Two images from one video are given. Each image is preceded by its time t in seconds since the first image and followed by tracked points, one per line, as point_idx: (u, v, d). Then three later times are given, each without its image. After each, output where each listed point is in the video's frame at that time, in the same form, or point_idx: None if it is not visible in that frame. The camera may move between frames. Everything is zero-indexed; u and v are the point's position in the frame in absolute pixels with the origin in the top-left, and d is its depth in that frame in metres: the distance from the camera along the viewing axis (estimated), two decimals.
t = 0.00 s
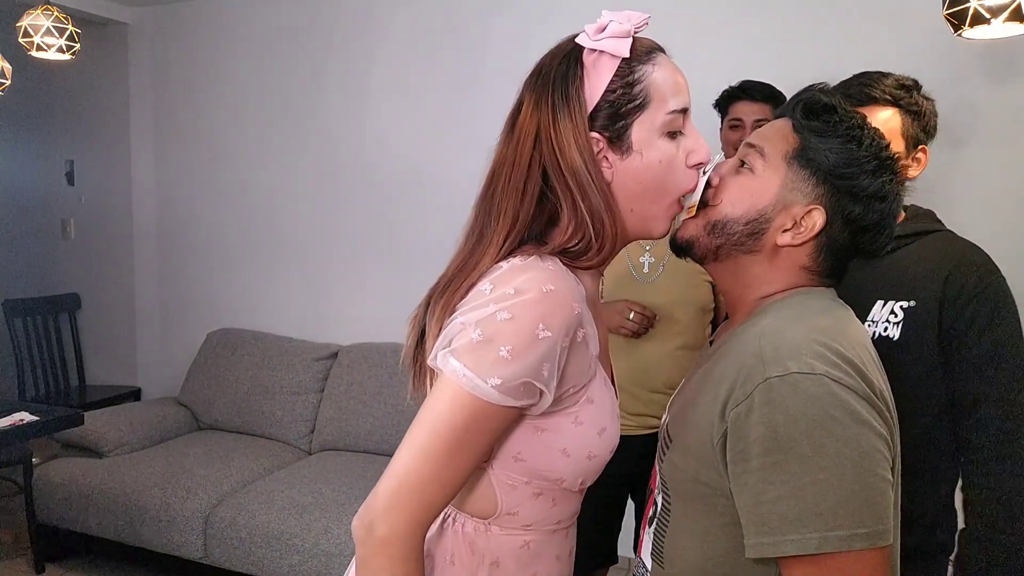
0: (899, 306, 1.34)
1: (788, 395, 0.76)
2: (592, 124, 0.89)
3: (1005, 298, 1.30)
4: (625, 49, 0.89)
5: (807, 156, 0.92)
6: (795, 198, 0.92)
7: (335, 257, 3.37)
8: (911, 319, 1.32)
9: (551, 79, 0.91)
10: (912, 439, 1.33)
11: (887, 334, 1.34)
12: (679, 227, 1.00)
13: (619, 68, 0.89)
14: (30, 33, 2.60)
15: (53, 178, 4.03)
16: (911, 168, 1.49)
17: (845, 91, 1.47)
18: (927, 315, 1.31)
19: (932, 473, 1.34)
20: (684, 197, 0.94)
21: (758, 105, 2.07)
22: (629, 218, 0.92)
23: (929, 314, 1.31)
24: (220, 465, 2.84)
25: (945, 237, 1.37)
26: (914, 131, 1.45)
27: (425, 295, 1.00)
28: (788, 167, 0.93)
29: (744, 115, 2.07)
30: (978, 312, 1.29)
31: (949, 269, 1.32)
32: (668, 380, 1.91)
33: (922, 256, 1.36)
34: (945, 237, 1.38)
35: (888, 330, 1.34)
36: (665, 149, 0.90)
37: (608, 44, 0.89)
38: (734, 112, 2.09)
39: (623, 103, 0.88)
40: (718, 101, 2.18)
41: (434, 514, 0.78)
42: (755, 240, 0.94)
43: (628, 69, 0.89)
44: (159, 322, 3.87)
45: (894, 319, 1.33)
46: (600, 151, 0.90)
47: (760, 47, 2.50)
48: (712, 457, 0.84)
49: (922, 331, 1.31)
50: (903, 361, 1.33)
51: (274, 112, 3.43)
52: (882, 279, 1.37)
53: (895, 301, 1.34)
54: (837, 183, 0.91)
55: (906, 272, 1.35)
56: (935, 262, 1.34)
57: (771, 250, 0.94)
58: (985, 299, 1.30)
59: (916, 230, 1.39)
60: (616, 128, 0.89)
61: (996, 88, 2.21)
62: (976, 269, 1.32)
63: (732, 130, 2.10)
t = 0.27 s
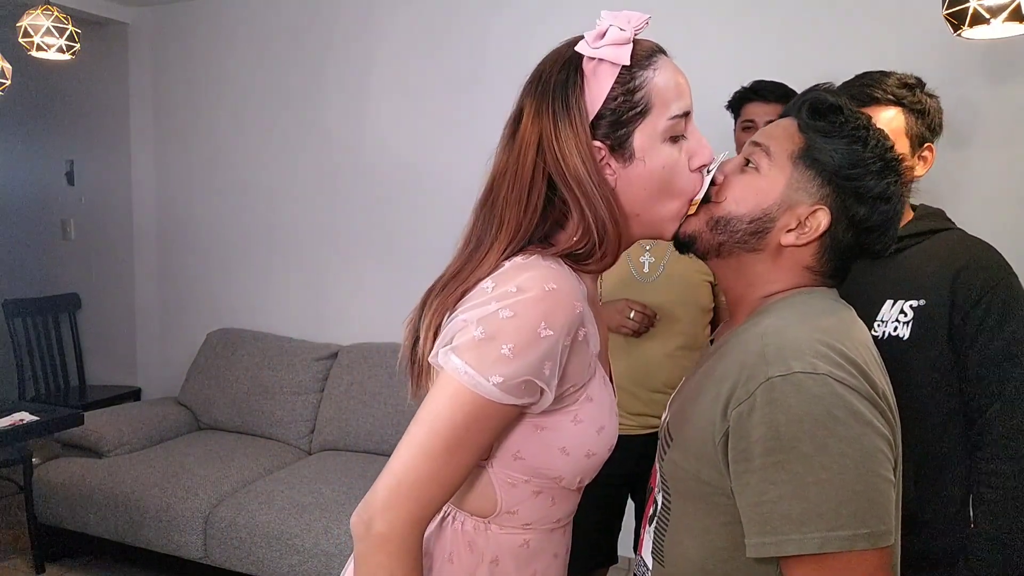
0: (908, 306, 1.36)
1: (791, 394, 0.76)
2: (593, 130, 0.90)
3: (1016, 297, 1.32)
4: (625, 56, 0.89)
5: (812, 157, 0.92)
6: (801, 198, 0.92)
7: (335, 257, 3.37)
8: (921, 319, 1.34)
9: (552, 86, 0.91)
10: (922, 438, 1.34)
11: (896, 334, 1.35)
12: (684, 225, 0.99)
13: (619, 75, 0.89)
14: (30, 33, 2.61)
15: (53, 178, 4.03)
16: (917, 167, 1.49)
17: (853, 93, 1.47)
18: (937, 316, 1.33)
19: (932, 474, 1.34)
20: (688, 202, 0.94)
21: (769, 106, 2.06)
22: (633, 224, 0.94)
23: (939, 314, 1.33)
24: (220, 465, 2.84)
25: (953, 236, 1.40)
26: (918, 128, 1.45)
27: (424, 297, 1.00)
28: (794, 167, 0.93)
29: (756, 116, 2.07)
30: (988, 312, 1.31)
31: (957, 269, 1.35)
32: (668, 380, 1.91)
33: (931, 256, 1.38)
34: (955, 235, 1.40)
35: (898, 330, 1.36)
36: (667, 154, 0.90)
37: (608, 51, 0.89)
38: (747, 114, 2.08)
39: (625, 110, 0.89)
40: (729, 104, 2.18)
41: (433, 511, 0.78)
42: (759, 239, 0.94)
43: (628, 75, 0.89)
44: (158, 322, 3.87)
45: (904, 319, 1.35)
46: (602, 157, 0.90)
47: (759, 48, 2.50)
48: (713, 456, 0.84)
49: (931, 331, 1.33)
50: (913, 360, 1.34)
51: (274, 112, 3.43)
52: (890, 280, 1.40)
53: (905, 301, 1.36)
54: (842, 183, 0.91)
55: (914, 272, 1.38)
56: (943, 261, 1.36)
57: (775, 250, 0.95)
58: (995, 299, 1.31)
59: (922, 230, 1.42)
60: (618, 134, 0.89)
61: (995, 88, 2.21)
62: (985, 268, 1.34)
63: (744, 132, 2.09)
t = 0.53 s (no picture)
0: (915, 308, 1.36)
1: (794, 394, 0.77)
2: (587, 127, 0.90)
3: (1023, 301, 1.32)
4: (615, 53, 0.90)
5: (814, 154, 0.92)
6: (801, 197, 0.92)
7: (335, 257, 3.37)
8: (928, 321, 1.34)
9: (543, 85, 0.92)
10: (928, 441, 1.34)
11: (904, 336, 1.35)
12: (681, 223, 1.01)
13: (610, 71, 0.90)
14: (31, 33, 2.60)
15: (53, 178, 4.04)
16: (926, 166, 1.49)
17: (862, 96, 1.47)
18: (943, 317, 1.34)
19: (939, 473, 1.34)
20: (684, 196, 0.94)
21: (777, 106, 2.06)
22: (629, 220, 0.94)
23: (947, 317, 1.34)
24: (219, 465, 2.84)
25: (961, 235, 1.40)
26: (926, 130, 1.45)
27: (421, 300, 1.00)
28: (796, 166, 0.93)
29: (765, 117, 2.06)
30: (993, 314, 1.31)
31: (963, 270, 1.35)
32: (668, 379, 1.92)
33: (936, 258, 1.39)
34: (964, 235, 1.41)
35: (904, 333, 1.36)
36: (660, 148, 0.90)
37: (597, 48, 0.90)
38: (757, 114, 2.09)
39: (616, 105, 0.89)
40: (739, 103, 2.19)
41: (433, 512, 0.78)
42: (760, 237, 0.95)
43: (618, 71, 0.90)
44: (158, 322, 3.87)
45: (911, 321, 1.35)
46: (596, 153, 0.90)
47: (760, 48, 2.50)
48: (715, 456, 0.85)
49: (938, 333, 1.33)
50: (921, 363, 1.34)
51: (274, 112, 3.43)
52: (897, 282, 1.40)
53: (911, 303, 1.37)
54: (844, 181, 0.91)
55: (919, 274, 1.38)
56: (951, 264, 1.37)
57: (776, 248, 0.95)
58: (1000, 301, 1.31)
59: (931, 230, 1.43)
60: (611, 130, 0.89)
61: (996, 87, 2.21)
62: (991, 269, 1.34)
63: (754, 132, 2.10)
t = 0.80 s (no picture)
0: (910, 311, 1.36)
1: (782, 393, 0.76)
2: (563, 121, 0.90)
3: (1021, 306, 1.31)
4: (586, 46, 0.90)
5: (798, 154, 0.92)
6: (788, 197, 0.92)
7: (335, 257, 3.37)
8: (922, 324, 1.34)
9: (516, 83, 0.92)
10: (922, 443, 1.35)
11: (899, 338, 1.36)
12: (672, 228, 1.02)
13: (582, 66, 0.90)
14: (31, 32, 2.60)
15: (54, 178, 4.04)
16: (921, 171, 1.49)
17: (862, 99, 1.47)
18: (938, 318, 1.33)
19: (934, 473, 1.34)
20: (665, 182, 0.94)
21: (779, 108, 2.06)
22: (613, 211, 0.94)
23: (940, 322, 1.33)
24: (219, 465, 2.83)
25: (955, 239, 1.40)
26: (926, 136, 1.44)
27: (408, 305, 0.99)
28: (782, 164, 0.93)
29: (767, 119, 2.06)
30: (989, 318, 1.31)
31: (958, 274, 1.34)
32: (670, 378, 1.92)
33: (932, 261, 1.38)
34: (957, 238, 1.41)
35: (899, 334, 1.36)
36: (637, 136, 0.91)
37: (568, 44, 0.91)
38: (756, 116, 2.08)
39: (591, 99, 0.90)
40: (738, 107, 2.18)
41: (426, 508, 0.78)
42: (749, 238, 0.94)
43: (590, 65, 0.90)
44: (158, 322, 3.87)
45: (906, 323, 1.36)
46: (575, 147, 0.90)
47: (759, 48, 2.50)
48: (707, 456, 0.84)
49: (932, 336, 1.33)
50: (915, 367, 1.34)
51: (274, 112, 3.43)
52: (895, 285, 1.40)
53: (906, 305, 1.37)
54: (830, 180, 0.90)
55: (914, 275, 1.38)
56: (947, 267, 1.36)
57: (766, 249, 0.95)
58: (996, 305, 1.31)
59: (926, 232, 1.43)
60: (587, 122, 0.90)
61: (996, 87, 2.21)
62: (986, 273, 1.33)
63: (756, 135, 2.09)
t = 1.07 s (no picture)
0: (899, 315, 1.28)
1: (732, 403, 0.66)
2: (536, 117, 0.91)
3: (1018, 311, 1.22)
4: (546, 41, 0.91)
5: (784, 153, 0.78)
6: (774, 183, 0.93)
7: (336, 257, 3.37)
8: (913, 329, 1.27)
9: (481, 85, 0.92)
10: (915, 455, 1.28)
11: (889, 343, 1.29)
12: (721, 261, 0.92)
13: (546, 61, 0.91)
14: (31, 32, 2.60)
15: (54, 178, 4.04)
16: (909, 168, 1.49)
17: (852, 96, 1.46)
18: (926, 324, 1.26)
19: (931, 488, 1.26)
20: (643, 161, 0.95)
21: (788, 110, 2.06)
22: (599, 198, 0.95)
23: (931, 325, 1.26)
24: (219, 465, 2.83)
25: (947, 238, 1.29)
26: (917, 131, 1.43)
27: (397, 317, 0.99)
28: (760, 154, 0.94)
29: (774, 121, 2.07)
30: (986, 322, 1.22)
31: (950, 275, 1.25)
32: (669, 379, 1.92)
33: (922, 260, 1.29)
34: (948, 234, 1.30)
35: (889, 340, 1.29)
36: (610, 121, 0.92)
37: (529, 40, 0.91)
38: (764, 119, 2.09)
39: (561, 92, 0.91)
40: (744, 108, 2.19)
41: (426, 504, 0.78)
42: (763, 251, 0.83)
43: (553, 59, 0.91)
44: (159, 323, 3.87)
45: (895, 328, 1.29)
46: (553, 140, 0.92)
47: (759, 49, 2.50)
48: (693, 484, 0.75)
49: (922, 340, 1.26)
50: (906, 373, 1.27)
51: (275, 112, 3.43)
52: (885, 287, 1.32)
53: (895, 310, 1.29)
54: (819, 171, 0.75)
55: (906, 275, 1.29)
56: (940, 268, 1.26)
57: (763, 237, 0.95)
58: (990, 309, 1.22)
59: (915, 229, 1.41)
60: (560, 116, 0.91)
61: (996, 88, 2.20)
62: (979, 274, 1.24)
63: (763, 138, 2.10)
